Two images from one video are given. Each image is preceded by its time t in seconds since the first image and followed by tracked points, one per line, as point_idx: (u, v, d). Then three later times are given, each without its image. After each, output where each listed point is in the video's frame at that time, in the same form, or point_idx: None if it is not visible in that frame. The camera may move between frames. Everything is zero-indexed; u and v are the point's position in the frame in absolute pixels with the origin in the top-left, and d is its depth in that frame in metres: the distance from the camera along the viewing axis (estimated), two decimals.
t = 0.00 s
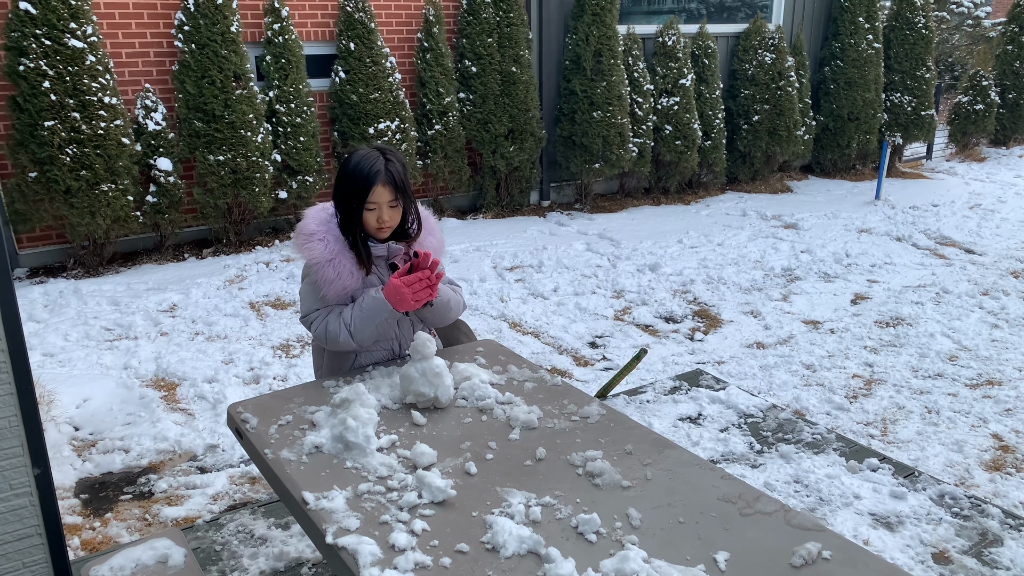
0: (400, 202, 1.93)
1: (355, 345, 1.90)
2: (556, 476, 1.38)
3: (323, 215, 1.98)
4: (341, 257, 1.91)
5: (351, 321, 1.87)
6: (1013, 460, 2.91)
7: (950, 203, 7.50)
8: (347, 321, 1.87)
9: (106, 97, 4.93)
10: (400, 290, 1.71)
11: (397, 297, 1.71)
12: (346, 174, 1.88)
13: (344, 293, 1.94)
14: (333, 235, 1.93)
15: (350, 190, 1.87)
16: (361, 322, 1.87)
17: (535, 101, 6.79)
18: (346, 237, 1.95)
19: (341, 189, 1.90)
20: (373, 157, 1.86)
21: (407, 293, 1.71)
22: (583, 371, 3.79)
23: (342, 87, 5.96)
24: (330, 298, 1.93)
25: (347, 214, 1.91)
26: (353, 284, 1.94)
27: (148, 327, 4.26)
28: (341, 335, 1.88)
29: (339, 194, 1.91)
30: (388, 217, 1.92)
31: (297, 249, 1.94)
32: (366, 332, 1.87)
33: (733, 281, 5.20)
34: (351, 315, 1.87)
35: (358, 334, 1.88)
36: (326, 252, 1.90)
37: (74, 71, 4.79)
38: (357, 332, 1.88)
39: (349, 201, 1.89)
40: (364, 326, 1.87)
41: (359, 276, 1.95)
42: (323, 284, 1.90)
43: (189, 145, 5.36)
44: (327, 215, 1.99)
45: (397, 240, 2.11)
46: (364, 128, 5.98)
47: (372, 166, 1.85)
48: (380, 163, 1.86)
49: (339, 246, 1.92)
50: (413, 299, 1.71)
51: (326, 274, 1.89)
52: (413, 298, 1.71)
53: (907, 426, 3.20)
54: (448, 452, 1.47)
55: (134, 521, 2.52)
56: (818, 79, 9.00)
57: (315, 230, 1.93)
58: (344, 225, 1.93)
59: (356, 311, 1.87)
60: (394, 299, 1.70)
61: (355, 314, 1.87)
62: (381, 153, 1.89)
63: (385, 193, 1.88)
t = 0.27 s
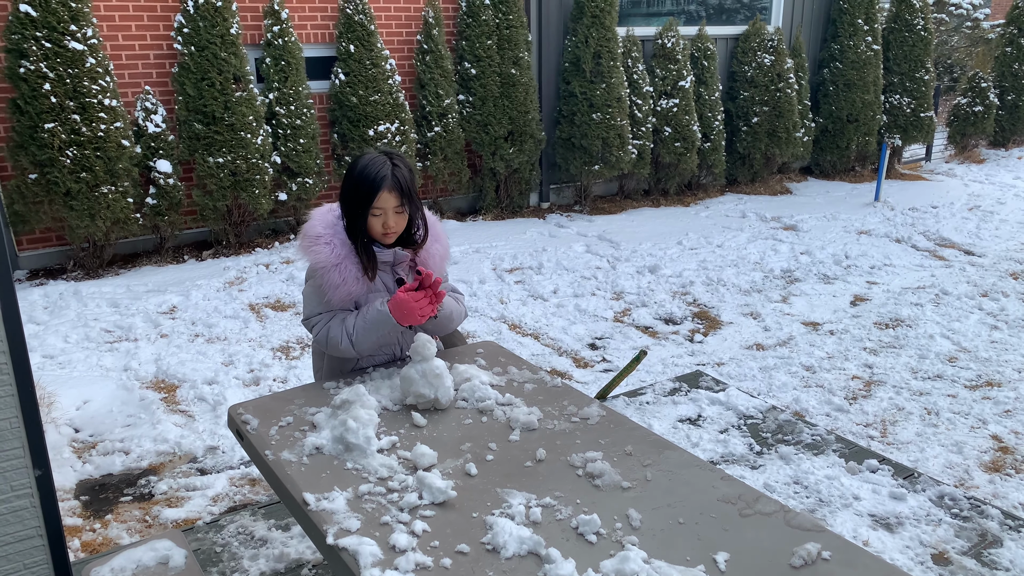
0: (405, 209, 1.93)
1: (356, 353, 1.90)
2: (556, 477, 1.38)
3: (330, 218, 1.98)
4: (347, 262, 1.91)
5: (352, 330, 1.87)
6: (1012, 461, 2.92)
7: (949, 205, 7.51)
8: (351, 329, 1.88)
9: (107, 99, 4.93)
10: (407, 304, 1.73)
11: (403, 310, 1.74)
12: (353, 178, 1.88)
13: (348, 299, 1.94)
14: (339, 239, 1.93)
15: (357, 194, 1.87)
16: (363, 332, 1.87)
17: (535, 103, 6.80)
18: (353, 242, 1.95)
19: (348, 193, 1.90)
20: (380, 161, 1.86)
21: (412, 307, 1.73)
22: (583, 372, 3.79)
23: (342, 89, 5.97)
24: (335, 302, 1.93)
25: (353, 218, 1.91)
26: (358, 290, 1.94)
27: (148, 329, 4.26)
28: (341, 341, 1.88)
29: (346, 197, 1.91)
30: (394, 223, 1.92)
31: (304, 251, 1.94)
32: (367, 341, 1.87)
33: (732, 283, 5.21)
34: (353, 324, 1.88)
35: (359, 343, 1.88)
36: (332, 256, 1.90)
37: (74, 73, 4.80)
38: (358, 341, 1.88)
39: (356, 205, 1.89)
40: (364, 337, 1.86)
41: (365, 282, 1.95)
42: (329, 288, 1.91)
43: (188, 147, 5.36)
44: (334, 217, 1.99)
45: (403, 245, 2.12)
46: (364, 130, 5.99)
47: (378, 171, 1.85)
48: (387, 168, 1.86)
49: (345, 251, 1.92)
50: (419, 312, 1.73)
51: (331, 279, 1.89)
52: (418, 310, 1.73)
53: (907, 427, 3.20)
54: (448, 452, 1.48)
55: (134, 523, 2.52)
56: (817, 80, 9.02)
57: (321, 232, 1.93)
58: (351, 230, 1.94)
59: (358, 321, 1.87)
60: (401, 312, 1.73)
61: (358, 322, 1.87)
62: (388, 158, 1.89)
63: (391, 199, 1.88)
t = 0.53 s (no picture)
0: (411, 207, 1.95)
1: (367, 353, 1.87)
2: (557, 477, 1.38)
3: (332, 216, 1.96)
4: (356, 261, 1.90)
5: (365, 330, 1.85)
6: (1014, 462, 2.92)
7: (950, 206, 7.50)
8: (364, 327, 1.85)
9: (108, 100, 4.94)
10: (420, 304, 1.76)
11: (415, 310, 1.76)
12: (359, 176, 1.88)
13: (356, 298, 1.92)
14: (345, 237, 1.92)
15: (364, 193, 1.88)
16: (375, 332, 1.85)
17: (536, 103, 6.81)
18: (357, 240, 1.95)
19: (353, 191, 1.89)
20: (387, 160, 1.87)
21: (425, 306, 1.76)
22: (583, 372, 3.79)
23: (343, 90, 5.97)
24: (344, 301, 1.92)
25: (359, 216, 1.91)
26: (367, 289, 1.93)
27: (150, 329, 4.27)
28: (353, 342, 1.85)
29: (350, 195, 1.91)
30: (399, 221, 1.94)
31: (307, 250, 1.91)
32: (380, 341, 1.85)
33: (733, 284, 5.21)
34: (365, 323, 1.86)
35: (371, 342, 1.85)
36: (340, 255, 1.88)
37: (76, 74, 4.81)
38: (370, 341, 1.85)
39: (362, 204, 1.89)
40: (378, 337, 1.84)
41: (373, 281, 1.95)
42: (339, 287, 1.89)
43: (190, 148, 5.37)
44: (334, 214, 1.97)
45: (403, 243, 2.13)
46: (365, 131, 6.00)
47: (386, 169, 1.86)
48: (394, 167, 1.87)
49: (352, 250, 1.91)
50: (431, 311, 1.76)
51: (341, 277, 1.88)
52: (430, 308, 1.76)
53: (908, 428, 3.20)
54: (450, 452, 1.48)
55: (136, 523, 2.52)
56: (818, 81, 9.01)
57: (326, 231, 1.91)
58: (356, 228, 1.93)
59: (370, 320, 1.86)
60: (414, 312, 1.76)
61: (369, 323, 1.85)
62: (394, 156, 1.90)
63: (399, 197, 1.89)
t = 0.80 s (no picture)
0: (396, 208, 1.95)
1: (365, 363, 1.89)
2: (560, 476, 1.39)
3: (310, 225, 1.95)
4: (347, 268, 1.90)
5: (364, 339, 1.86)
6: (1015, 463, 2.92)
7: (952, 207, 7.50)
8: (362, 339, 1.86)
9: (111, 99, 4.95)
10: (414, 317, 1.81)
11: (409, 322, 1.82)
12: (342, 183, 1.85)
13: (349, 306, 1.93)
14: (330, 245, 1.91)
15: (350, 200, 1.85)
16: (374, 342, 1.86)
17: (538, 103, 6.81)
18: (342, 246, 1.94)
19: (337, 199, 1.87)
20: (371, 164, 1.85)
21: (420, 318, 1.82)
22: (585, 372, 3.79)
23: (346, 90, 5.98)
24: (338, 310, 1.92)
25: (346, 223, 1.89)
26: (359, 295, 1.94)
27: (152, 328, 4.27)
28: (352, 351, 1.86)
29: (333, 203, 1.88)
30: (383, 223, 1.95)
31: (292, 263, 1.88)
32: (379, 351, 1.87)
33: (735, 284, 5.21)
34: (363, 332, 1.87)
35: (371, 353, 1.87)
36: (331, 264, 1.88)
37: (78, 73, 4.82)
38: (369, 351, 1.87)
39: (349, 211, 1.87)
40: (377, 345, 1.86)
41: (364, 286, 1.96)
42: (333, 297, 1.89)
43: (192, 147, 5.38)
44: (311, 223, 1.96)
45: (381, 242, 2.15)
46: (367, 130, 6.00)
47: (372, 174, 1.83)
48: (380, 171, 1.86)
49: (341, 257, 1.91)
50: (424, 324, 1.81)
51: (336, 288, 1.88)
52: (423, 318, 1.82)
53: (909, 428, 3.20)
54: (452, 451, 1.48)
55: (138, 521, 2.53)
56: (820, 82, 9.01)
57: (310, 241, 1.90)
58: (341, 234, 1.92)
59: (368, 328, 1.87)
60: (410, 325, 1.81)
61: (368, 333, 1.86)
62: (375, 160, 1.88)
63: (386, 201, 1.89)
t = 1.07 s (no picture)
0: (375, 210, 1.97)
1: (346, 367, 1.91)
2: (561, 477, 1.39)
3: (286, 231, 1.95)
4: (327, 271, 1.91)
5: (346, 343, 1.88)
6: (1016, 465, 2.92)
7: (953, 209, 7.50)
8: (343, 344, 1.87)
9: (112, 100, 4.96)
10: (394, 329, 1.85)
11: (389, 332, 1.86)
12: (321, 186, 1.85)
13: (329, 310, 1.93)
14: (308, 249, 1.91)
15: (331, 203, 1.85)
16: (355, 346, 1.88)
17: (539, 105, 6.82)
18: (320, 250, 1.94)
19: (316, 202, 1.87)
20: (351, 167, 1.86)
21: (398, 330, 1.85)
22: (585, 374, 3.80)
23: (347, 91, 5.98)
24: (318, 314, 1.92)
25: (326, 226, 1.90)
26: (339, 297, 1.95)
27: (153, 329, 4.28)
28: (333, 356, 1.88)
29: (312, 207, 1.88)
30: (361, 225, 1.96)
31: (271, 269, 1.88)
32: (360, 356, 1.89)
33: (736, 286, 5.21)
34: (344, 335, 1.88)
35: (353, 357, 1.89)
36: (310, 268, 1.88)
37: (80, 74, 4.82)
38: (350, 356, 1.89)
39: (329, 214, 1.87)
40: (359, 349, 1.88)
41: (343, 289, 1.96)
42: (314, 301, 1.89)
43: (193, 148, 5.39)
44: (287, 228, 1.96)
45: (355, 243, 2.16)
46: (368, 132, 6.01)
47: (353, 177, 1.85)
48: (360, 173, 1.87)
49: (319, 261, 1.91)
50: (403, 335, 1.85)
51: (317, 292, 1.88)
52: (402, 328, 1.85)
53: (910, 430, 3.20)
54: (453, 452, 1.48)
55: (139, 522, 2.53)
56: (821, 84, 9.01)
57: (288, 245, 1.91)
58: (320, 238, 1.92)
59: (350, 331, 1.88)
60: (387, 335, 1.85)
61: (349, 339, 1.88)
62: (353, 163, 1.89)
63: (367, 203, 1.91)
